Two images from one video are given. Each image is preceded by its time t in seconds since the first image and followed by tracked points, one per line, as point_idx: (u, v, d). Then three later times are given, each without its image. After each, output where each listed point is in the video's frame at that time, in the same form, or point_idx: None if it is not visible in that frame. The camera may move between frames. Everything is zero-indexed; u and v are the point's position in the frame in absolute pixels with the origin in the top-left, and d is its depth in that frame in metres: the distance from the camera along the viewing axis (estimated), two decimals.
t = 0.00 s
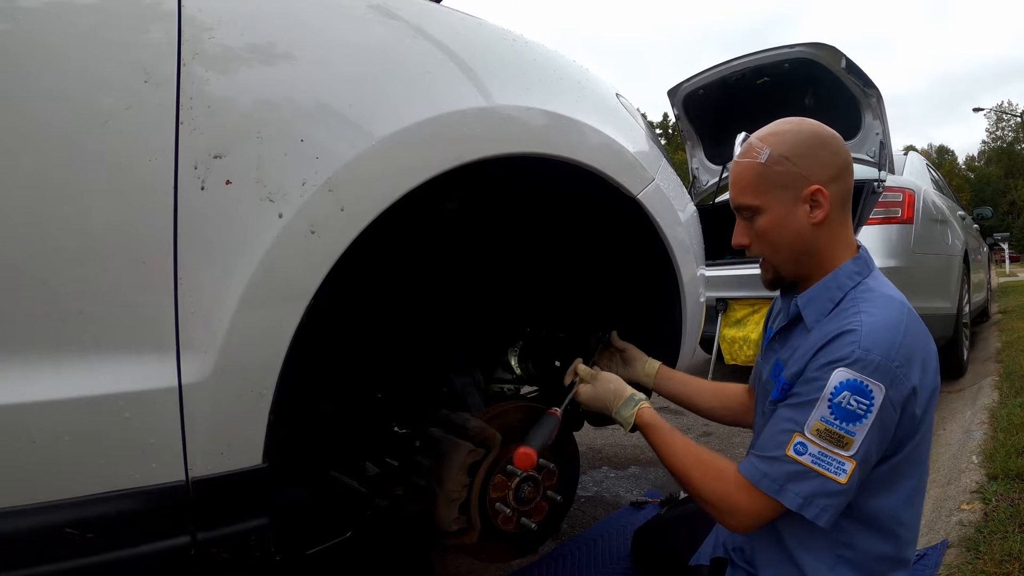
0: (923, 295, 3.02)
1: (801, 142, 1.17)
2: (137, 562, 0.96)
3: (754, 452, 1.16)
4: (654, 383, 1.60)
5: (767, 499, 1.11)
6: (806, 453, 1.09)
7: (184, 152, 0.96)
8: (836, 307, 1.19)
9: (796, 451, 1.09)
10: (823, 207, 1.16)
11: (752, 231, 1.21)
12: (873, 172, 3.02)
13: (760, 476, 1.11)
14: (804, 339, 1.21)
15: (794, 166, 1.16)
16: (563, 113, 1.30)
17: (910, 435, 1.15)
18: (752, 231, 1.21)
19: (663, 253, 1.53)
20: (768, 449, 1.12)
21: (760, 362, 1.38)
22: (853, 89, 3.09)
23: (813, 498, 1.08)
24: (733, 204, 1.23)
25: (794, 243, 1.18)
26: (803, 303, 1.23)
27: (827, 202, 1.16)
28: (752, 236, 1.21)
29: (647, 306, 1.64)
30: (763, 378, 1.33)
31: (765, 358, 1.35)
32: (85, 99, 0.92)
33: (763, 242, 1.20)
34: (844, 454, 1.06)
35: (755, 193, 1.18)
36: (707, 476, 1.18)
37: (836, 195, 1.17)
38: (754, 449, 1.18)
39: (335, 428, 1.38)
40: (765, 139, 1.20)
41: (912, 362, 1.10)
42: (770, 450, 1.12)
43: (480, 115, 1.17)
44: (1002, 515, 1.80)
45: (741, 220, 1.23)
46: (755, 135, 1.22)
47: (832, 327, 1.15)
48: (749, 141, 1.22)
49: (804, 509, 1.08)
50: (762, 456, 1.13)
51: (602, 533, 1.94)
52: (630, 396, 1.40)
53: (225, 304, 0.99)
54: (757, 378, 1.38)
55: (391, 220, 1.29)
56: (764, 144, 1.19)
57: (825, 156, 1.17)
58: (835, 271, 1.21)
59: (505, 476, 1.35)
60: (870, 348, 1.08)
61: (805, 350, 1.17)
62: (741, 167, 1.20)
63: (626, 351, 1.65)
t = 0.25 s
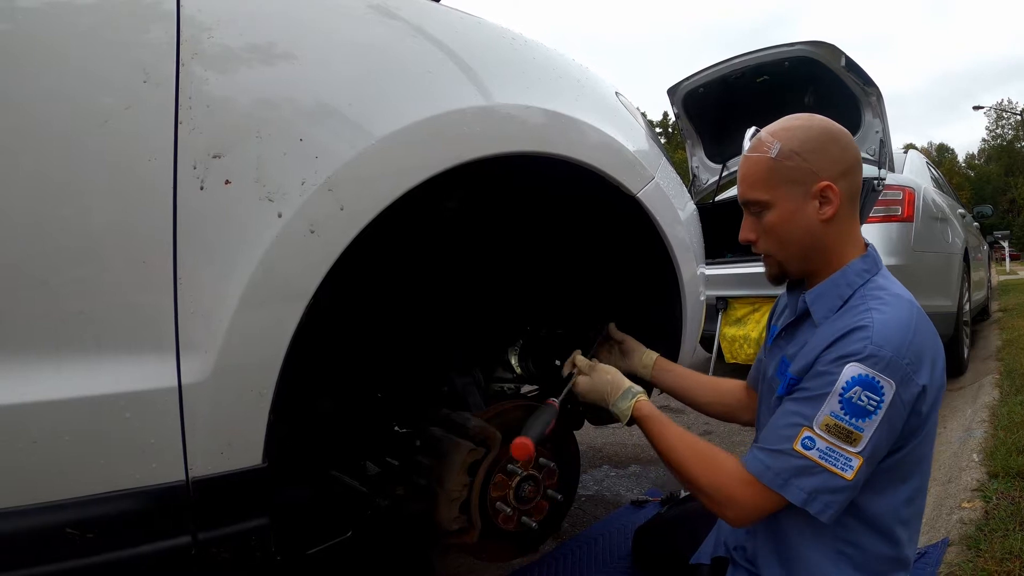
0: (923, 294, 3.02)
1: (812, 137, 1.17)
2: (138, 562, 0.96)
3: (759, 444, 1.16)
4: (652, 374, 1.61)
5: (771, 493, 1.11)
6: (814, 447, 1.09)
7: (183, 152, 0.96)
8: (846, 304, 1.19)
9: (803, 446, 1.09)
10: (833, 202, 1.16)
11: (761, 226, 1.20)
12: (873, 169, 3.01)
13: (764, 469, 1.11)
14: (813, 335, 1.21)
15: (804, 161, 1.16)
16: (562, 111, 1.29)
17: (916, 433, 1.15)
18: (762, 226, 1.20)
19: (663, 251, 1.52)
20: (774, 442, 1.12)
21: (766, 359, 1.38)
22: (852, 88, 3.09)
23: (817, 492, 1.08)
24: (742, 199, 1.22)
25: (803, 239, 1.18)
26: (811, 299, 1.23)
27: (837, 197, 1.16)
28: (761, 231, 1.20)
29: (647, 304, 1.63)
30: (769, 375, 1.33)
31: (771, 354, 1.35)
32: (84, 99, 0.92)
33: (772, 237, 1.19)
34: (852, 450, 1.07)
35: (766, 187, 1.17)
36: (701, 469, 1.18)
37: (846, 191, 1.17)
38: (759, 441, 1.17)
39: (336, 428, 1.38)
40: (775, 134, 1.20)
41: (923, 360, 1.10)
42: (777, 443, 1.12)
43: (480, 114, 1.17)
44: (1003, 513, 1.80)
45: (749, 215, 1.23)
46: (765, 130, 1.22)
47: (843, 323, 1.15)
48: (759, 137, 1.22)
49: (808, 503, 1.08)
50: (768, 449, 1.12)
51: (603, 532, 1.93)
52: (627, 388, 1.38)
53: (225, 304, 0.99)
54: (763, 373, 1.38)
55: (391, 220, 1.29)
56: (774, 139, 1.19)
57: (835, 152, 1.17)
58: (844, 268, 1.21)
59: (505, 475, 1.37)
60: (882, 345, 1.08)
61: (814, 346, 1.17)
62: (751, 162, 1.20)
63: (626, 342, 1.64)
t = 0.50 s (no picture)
0: (923, 292, 3.02)
1: (809, 137, 1.17)
2: (137, 563, 0.96)
3: (759, 450, 1.16)
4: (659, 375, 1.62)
5: (772, 497, 1.11)
6: (813, 452, 1.09)
7: (182, 151, 0.96)
8: (842, 305, 1.19)
9: (802, 451, 1.09)
10: (831, 201, 1.16)
11: (760, 226, 1.20)
12: (873, 167, 3.01)
13: (766, 475, 1.11)
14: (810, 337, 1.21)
15: (802, 160, 1.15)
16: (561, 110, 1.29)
17: (915, 432, 1.15)
18: (760, 226, 1.20)
19: (663, 249, 1.52)
20: (774, 448, 1.12)
21: (765, 360, 1.38)
22: (852, 86, 3.08)
23: (819, 496, 1.08)
24: (740, 199, 1.22)
25: (802, 238, 1.18)
26: (809, 301, 1.23)
27: (835, 196, 1.16)
28: (759, 231, 1.20)
29: (647, 303, 1.64)
30: (768, 376, 1.33)
31: (770, 355, 1.35)
32: (84, 98, 0.92)
33: (770, 236, 1.19)
34: (850, 453, 1.06)
35: (763, 187, 1.17)
36: (705, 469, 1.18)
37: (844, 190, 1.17)
38: (759, 446, 1.17)
39: (336, 427, 1.38)
40: (773, 134, 1.19)
41: (920, 361, 1.10)
42: (776, 449, 1.12)
43: (479, 112, 1.17)
44: (1003, 511, 1.80)
45: (747, 215, 1.23)
46: (763, 130, 1.22)
47: (839, 326, 1.15)
48: (756, 136, 1.22)
49: (811, 507, 1.08)
50: (768, 455, 1.13)
51: (604, 530, 1.93)
52: (630, 398, 1.39)
53: (226, 303, 0.99)
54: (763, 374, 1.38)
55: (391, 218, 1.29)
56: (771, 138, 1.19)
57: (833, 151, 1.17)
58: (842, 269, 1.21)
59: (505, 473, 1.38)
60: (877, 348, 1.08)
61: (811, 349, 1.16)
62: (748, 162, 1.20)
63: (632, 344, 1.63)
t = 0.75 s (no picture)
0: (923, 290, 3.01)
1: (805, 136, 1.17)
2: (138, 563, 0.96)
3: (758, 448, 1.16)
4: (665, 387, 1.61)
5: (772, 496, 1.11)
6: (813, 450, 1.08)
7: (182, 151, 0.96)
8: (842, 304, 1.19)
9: (802, 449, 1.09)
10: (828, 200, 1.16)
11: (758, 227, 1.20)
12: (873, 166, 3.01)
13: (765, 473, 1.11)
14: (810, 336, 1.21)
15: (798, 160, 1.15)
16: (561, 109, 1.29)
17: (915, 431, 1.15)
18: (758, 227, 1.20)
19: (663, 248, 1.52)
20: (773, 446, 1.12)
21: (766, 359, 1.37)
22: (852, 84, 3.08)
23: (819, 494, 1.08)
24: (737, 201, 1.22)
25: (801, 238, 1.18)
26: (809, 299, 1.23)
27: (832, 195, 1.15)
28: (757, 232, 1.20)
29: (647, 302, 1.64)
30: (769, 375, 1.33)
31: (771, 355, 1.35)
32: (84, 98, 0.92)
33: (768, 237, 1.19)
34: (851, 451, 1.06)
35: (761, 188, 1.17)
36: (706, 469, 1.18)
37: (841, 189, 1.17)
38: (759, 445, 1.17)
39: (337, 427, 1.38)
40: (768, 134, 1.19)
41: (920, 360, 1.10)
42: (776, 447, 1.12)
43: (479, 112, 1.17)
44: (1005, 509, 1.80)
45: (745, 216, 1.22)
46: (758, 130, 1.22)
47: (838, 324, 1.15)
48: (752, 137, 1.21)
49: (810, 505, 1.08)
50: (768, 453, 1.13)
51: (605, 530, 1.93)
52: (627, 400, 1.38)
53: (226, 303, 0.98)
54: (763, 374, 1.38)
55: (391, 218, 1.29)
56: (767, 139, 1.18)
57: (829, 150, 1.17)
58: (841, 267, 1.21)
59: (506, 473, 1.38)
60: (876, 346, 1.07)
61: (811, 348, 1.16)
62: (745, 163, 1.19)
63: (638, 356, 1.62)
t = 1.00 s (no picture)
0: (922, 290, 3.02)
1: (819, 132, 1.18)
2: (138, 564, 0.96)
3: (759, 448, 1.16)
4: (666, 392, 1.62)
5: (773, 494, 1.11)
6: (813, 448, 1.09)
7: (181, 153, 0.96)
8: (840, 302, 1.19)
9: (802, 447, 1.09)
10: (844, 195, 1.18)
11: (775, 224, 1.17)
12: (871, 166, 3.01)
13: (766, 472, 1.11)
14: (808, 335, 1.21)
15: (818, 154, 1.16)
16: (559, 109, 1.29)
17: (914, 429, 1.15)
18: (775, 223, 1.17)
19: (662, 248, 1.52)
20: (774, 445, 1.12)
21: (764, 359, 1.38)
22: (850, 84, 3.08)
23: (821, 492, 1.08)
24: (752, 197, 1.18)
25: (817, 234, 1.17)
26: (807, 298, 1.23)
27: (848, 190, 1.18)
28: (774, 229, 1.17)
29: (647, 302, 1.64)
30: (767, 375, 1.33)
31: (769, 355, 1.35)
32: (83, 100, 0.92)
33: (787, 233, 1.17)
34: (851, 448, 1.07)
35: (783, 182, 1.15)
36: (705, 470, 1.18)
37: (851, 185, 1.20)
38: (760, 444, 1.17)
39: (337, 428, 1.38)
40: (783, 129, 1.18)
41: (918, 357, 1.10)
42: (776, 446, 1.12)
43: (478, 113, 1.17)
44: (1004, 509, 1.80)
45: (757, 214, 1.19)
46: (769, 126, 1.20)
47: (837, 322, 1.15)
48: (763, 132, 1.20)
49: (812, 503, 1.08)
50: (768, 452, 1.13)
51: (605, 530, 1.93)
52: (625, 403, 1.39)
53: (225, 304, 0.99)
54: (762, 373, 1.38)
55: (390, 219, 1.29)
56: (784, 133, 1.17)
57: (839, 147, 1.19)
58: (839, 266, 1.21)
59: (505, 473, 1.38)
60: (875, 342, 1.08)
61: (809, 346, 1.17)
62: (763, 158, 1.17)
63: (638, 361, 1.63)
